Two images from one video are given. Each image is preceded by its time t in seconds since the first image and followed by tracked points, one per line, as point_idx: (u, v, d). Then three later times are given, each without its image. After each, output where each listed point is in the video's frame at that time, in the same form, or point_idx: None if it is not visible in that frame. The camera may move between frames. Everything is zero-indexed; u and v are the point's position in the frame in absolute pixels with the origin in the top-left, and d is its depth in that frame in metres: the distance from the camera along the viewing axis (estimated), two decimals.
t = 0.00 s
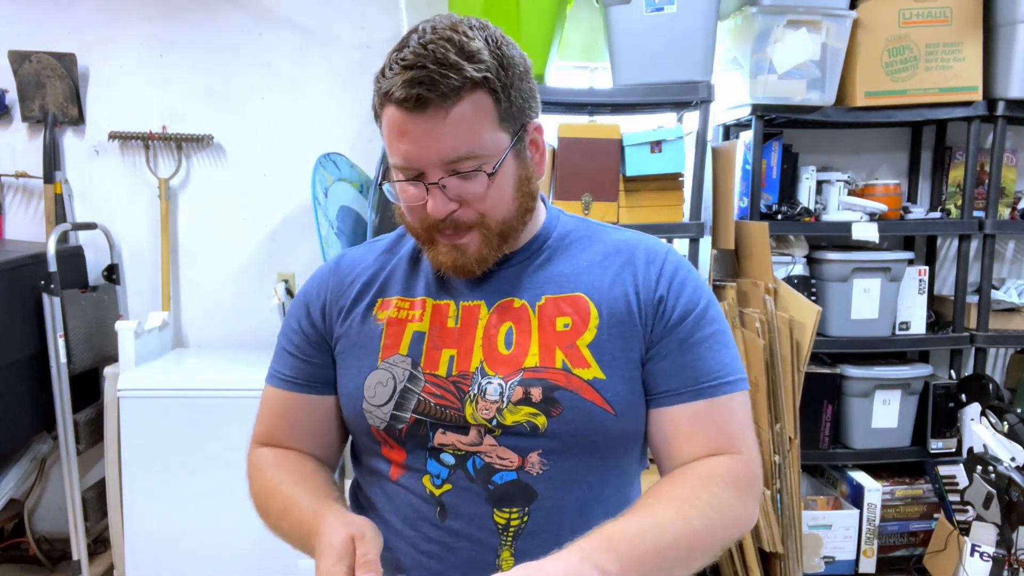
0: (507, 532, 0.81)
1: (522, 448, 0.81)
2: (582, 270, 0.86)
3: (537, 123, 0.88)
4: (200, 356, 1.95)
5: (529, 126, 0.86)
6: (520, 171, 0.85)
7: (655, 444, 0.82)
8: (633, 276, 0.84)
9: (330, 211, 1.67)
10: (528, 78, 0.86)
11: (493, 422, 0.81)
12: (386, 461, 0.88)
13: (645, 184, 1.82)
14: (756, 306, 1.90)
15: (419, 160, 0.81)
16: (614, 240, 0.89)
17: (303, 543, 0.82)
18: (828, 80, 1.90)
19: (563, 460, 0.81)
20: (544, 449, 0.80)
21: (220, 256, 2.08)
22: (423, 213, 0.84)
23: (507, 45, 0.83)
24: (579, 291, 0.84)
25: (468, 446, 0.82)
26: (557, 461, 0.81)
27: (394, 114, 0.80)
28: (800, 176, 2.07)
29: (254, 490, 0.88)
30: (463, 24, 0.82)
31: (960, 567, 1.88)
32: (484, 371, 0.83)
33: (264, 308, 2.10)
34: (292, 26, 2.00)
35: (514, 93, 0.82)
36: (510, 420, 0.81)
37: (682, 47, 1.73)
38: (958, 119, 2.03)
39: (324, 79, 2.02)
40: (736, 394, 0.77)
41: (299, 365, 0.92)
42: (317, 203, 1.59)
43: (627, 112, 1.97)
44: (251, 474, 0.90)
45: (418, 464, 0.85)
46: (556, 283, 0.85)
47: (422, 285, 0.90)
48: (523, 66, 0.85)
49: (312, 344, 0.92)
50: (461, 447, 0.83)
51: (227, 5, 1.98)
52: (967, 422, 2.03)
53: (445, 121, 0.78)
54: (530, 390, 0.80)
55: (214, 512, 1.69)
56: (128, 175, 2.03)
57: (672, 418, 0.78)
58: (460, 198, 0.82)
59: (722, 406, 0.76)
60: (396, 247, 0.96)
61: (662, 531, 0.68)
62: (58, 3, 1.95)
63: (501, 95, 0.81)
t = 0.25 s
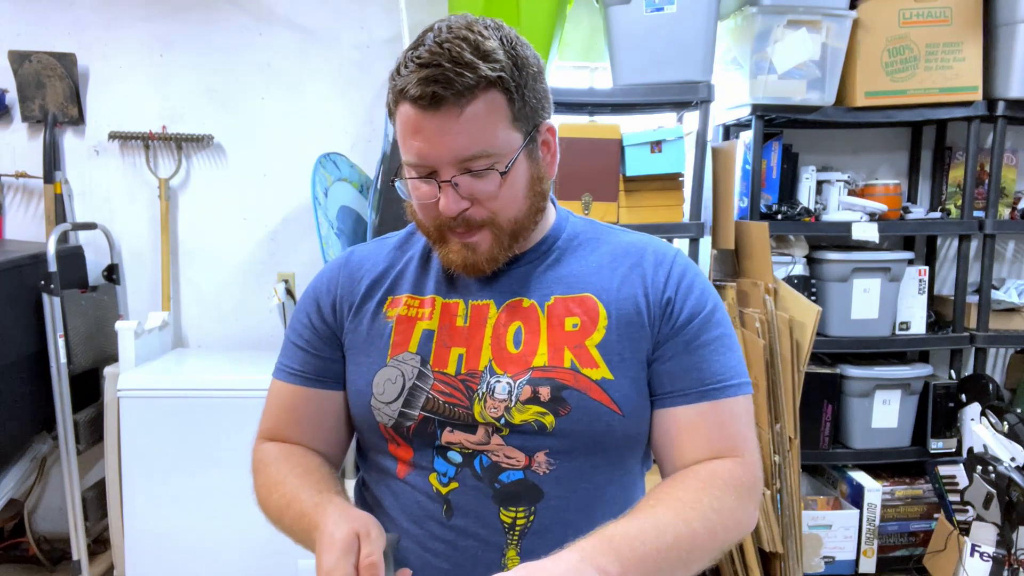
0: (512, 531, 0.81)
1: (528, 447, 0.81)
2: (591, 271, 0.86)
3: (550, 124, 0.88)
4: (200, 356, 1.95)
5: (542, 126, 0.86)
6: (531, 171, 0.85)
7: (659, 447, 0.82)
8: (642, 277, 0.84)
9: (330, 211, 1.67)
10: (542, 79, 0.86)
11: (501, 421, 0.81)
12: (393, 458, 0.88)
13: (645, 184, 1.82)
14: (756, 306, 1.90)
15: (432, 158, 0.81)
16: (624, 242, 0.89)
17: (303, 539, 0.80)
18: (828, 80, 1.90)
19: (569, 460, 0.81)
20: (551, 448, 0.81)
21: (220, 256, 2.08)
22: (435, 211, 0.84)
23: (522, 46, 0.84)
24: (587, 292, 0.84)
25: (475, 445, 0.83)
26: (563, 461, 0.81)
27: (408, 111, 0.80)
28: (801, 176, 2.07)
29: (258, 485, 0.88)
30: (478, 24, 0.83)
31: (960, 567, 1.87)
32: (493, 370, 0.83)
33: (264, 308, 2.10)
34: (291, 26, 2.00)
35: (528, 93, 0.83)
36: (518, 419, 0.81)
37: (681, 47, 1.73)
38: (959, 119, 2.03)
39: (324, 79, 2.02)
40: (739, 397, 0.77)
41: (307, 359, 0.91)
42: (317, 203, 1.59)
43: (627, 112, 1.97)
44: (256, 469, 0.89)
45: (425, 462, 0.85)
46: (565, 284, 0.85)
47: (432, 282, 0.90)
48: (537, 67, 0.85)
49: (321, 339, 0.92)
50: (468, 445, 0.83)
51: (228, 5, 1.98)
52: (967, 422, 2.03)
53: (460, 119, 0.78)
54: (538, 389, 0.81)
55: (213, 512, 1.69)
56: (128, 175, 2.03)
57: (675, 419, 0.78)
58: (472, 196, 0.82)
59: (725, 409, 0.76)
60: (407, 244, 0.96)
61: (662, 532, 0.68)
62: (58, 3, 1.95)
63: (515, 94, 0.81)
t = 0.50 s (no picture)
0: (516, 531, 0.81)
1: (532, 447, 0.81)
2: (598, 272, 0.86)
3: (562, 125, 0.89)
4: (200, 356, 1.95)
5: (554, 127, 0.87)
6: (542, 171, 0.86)
7: (663, 449, 0.82)
8: (650, 280, 0.84)
9: (330, 211, 1.67)
10: (554, 80, 0.86)
11: (506, 420, 0.82)
12: (397, 456, 0.88)
13: (645, 184, 1.82)
14: (756, 306, 1.90)
15: (444, 157, 0.81)
16: (632, 244, 0.89)
17: (304, 534, 0.80)
18: (828, 80, 1.91)
19: (573, 461, 0.81)
20: (555, 449, 0.81)
21: (220, 256, 2.08)
22: (445, 211, 0.85)
23: (535, 47, 0.84)
24: (594, 293, 0.84)
25: (479, 444, 0.83)
26: (567, 462, 0.81)
27: (422, 110, 0.80)
28: (801, 176, 2.07)
29: (260, 479, 0.88)
30: (492, 25, 0.83)
31: (960, 567, 1.88)
32: (499, 370, 0.83)
33: (264, 308, 2.10)
34: (291, 26, 2.00)
35: (541, 93, 0.83)
36: (523, 419, 0.81)
37: (681, 47, 1.73)
38: (959, 119, 2.03)
39: (324, 79, 2.02)
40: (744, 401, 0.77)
41: (316, 354, 0.91)
42: (317, 203, 1.59)
43: (627, 112, 1.97)
44: (259, 463, 0.89)
45: (429, 460, 0.85)
46: (571, 285, 0.86)
47: (441, 281, 0.90)
48: (550, 68, 0.86)
49: (330, 334, 0.92)
50: (473, 444, 0.83)
51: (227, 5, 1.98)
52: (967, 422, 2.03)
53: (474, 119, 0.78)
54: (543, 389, 0.81)
55: (214, 512, 1.69)
56: (128, 175, 2.03)
57: (680, 422, 0.78)
58: (484, 197, 0.82)
59: (730, 413, 0.76)
60: (416, 243, 0.96)
61: (664, 535, 0.68)
62: (58, 3, 1.95)
63: (528, 95, 0.81)
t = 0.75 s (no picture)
0: (514, 531, 0.81)
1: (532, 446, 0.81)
2: (604, 275, 0.86)
3: (566, 127, 0.89)
4: (200, 356, 1.95)
5: (558, 129, 0.87)
6: (547, 173, 0.85)
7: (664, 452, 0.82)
8: (656, 283, 0.84)
9: (330, 211, 1.67)
10: (558, 82, 0.86)
11: (507, 419, 0.82)
12: (399, 453, 0.88)
13: (645, 184, 1.82)
14: (756, 306, 1.90)
15: (448, 159, 0.81)
16: (639, 246, 0.90)
17: (308, 526, 0.80)
18: (828, 80, 1.91)
19: (574, 461, 0.81)
20: (556, 449, 0.81)
21: (220, 256, 2.08)
22: (450, 212, 0.84)
23: (539, 48, 0.84)
24: (600, 296, 0.84)
25: (481, 443, 0.83)
26: (568, 462, 0.81)
27: (425, 111, 0.80)
28: (801, 176, 2.07)
29: (265, 471, 0.88)
30: (496, 27, 0.83)
31: (960, 567, 1.87)
32: (502, 369, 0.83)
33: (264, 308, 2.10)
34: (291, 26, 2.00)
35: (544, 94, 0.83)
36: (524, 418, 0.81)
37: (681, 47, 1.73)
38: (959, 119, 2.03)
39: (323, 79, 2.02)
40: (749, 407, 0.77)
41: (323, 347, 0.92)
42: (317, 203, 1.59)
43: (627, 112, 1.97)
44: (264, 455, 0.89)
45: (430, 458, 0.85)
46: (577, 287, 0.86)
47: (447, 279, 0.91)
48: (554, 69, 0.86)
49: (337, 327, 0.93)
50: (473, 443, 0.83)
51: (227, 5, 1.98)
52: (967, 422, 2.03)
53: (477, 120, 0.78)
54: (546, 390, 0.81)
55: (213, 512, 1.69)
56: (128, 175, 2.03)
57: (682, 425, 0.78)
58: (488, 199, 0.82)
59: (734, 418, 0.76)
60: (425, 241, 0.97)
61: (663, 538, 0.67)
62: (58, 3, 1.95)
63: (532, 96, 0.81)
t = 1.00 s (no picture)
0: (517, 532, 0.81)
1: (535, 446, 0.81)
2: (607, 276, 0.86)
3: (568, 127, 0.89)
4: (200, 356, 1.95)
5: (559, 129, 0.86)
6: (548, 173, 0.85)
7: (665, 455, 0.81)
8: (659, 284, 0.84)
9: (330, 211, 1.67)
10: (560, 82, 0.87)
11: (510, 419, 0.82)
12: (402, 453, 0.89)
13: (645, 184, 1.82)
14: (756, 306, 1.90)
15: (449, 158, 0.81)
16: (643, 247, 0.90)
17: (306, 514, 0.80)
18: (828, 80, 1.91)
19: (577, 461, 0.81)
20: (559, 450, 0.81)
21: (220, 256, 2.08)
22: (450, 212, 0.84)
23: (540, 48, 0.84)
24: (603, 297, 0.84)
25: (483, 442, 0.83)
26: (571, 463, 0.81)
27: (425, 111, 0.80)
28: (801, 176, 2.07)
29: (263, 461, 0.89)
30: (497, 28, 0.84)
31: (960, 567, 1.88)
32: (505, 370, 0.83)
33: (264, 308, 2.10)
34: (291, 26, 2.00)
35: (545, 93, 0.83)
36: (527, 418, 0.81)
37: (681, 47, 1.73)
38: (959, 119, 2.03)
39: (324, 79, 2.02)
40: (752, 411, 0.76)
41: (325, 345, 0.93)
42: (317, 203, 1.59)
43: (628, 112, 1.97)
44: (263, 446, 0.90)
45: (433, 458, 0.85)
46: (580, 288, 0.86)
47: (452, 279, 0.91)
48: (555, 69, 0.86)
49: (339, 326, 0.93)
50: (477, 443, 0.83)
51: (227, 5, 1.98)
52: (967, 422, 2.03)
53: (477, 119, 0.78)
54: (549, 391, 0.81)
55: (213, 513, 1.69)
56: (128, 175, 2.03)
57: (684, 427, 0.78)
58: (489, 198, 0.82)
59: (736, 420, 0.76)
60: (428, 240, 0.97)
61: (663, 539, 0.67)
62: (58, 3, 1.95)
63: (532, 95, 0.81)
